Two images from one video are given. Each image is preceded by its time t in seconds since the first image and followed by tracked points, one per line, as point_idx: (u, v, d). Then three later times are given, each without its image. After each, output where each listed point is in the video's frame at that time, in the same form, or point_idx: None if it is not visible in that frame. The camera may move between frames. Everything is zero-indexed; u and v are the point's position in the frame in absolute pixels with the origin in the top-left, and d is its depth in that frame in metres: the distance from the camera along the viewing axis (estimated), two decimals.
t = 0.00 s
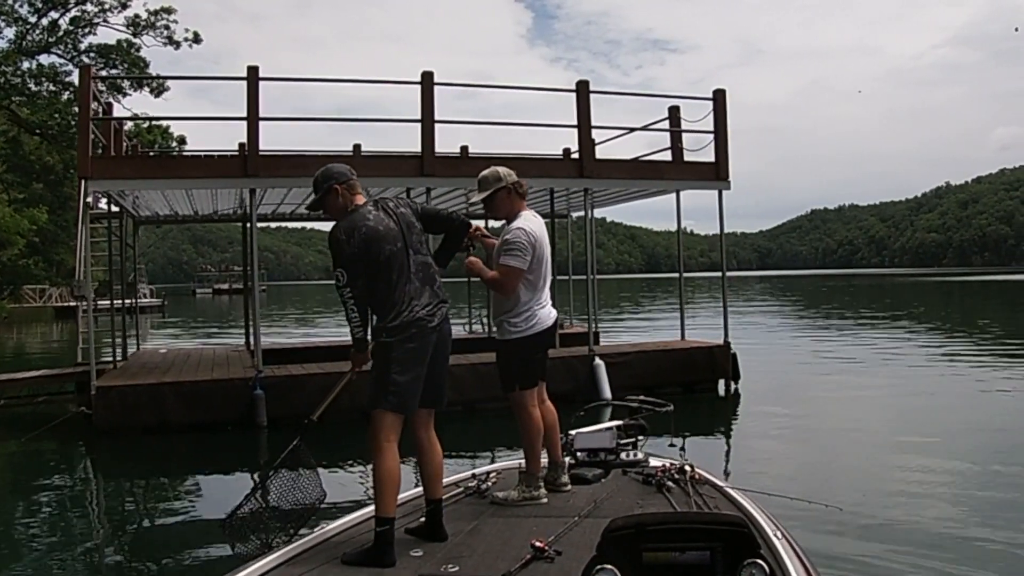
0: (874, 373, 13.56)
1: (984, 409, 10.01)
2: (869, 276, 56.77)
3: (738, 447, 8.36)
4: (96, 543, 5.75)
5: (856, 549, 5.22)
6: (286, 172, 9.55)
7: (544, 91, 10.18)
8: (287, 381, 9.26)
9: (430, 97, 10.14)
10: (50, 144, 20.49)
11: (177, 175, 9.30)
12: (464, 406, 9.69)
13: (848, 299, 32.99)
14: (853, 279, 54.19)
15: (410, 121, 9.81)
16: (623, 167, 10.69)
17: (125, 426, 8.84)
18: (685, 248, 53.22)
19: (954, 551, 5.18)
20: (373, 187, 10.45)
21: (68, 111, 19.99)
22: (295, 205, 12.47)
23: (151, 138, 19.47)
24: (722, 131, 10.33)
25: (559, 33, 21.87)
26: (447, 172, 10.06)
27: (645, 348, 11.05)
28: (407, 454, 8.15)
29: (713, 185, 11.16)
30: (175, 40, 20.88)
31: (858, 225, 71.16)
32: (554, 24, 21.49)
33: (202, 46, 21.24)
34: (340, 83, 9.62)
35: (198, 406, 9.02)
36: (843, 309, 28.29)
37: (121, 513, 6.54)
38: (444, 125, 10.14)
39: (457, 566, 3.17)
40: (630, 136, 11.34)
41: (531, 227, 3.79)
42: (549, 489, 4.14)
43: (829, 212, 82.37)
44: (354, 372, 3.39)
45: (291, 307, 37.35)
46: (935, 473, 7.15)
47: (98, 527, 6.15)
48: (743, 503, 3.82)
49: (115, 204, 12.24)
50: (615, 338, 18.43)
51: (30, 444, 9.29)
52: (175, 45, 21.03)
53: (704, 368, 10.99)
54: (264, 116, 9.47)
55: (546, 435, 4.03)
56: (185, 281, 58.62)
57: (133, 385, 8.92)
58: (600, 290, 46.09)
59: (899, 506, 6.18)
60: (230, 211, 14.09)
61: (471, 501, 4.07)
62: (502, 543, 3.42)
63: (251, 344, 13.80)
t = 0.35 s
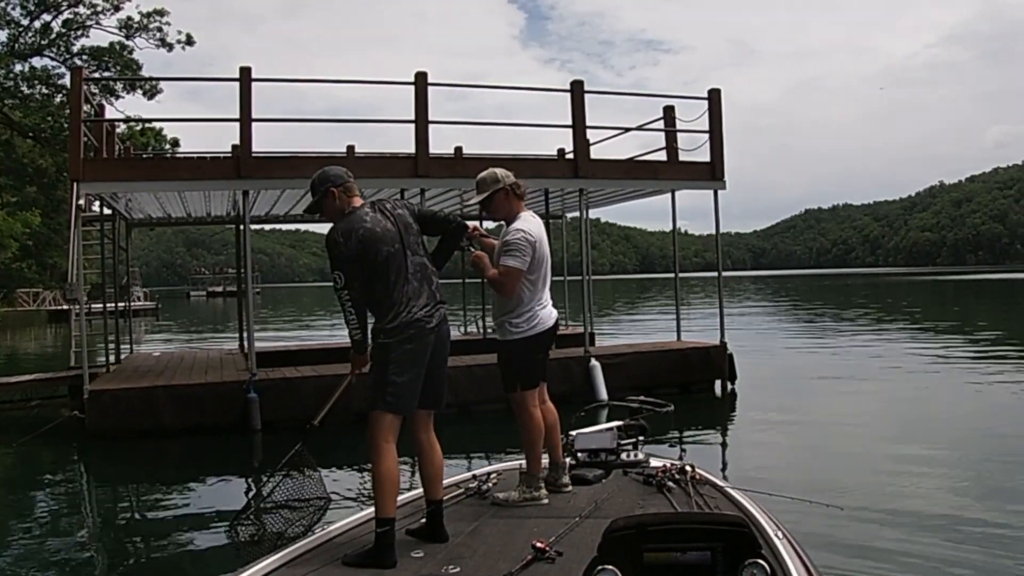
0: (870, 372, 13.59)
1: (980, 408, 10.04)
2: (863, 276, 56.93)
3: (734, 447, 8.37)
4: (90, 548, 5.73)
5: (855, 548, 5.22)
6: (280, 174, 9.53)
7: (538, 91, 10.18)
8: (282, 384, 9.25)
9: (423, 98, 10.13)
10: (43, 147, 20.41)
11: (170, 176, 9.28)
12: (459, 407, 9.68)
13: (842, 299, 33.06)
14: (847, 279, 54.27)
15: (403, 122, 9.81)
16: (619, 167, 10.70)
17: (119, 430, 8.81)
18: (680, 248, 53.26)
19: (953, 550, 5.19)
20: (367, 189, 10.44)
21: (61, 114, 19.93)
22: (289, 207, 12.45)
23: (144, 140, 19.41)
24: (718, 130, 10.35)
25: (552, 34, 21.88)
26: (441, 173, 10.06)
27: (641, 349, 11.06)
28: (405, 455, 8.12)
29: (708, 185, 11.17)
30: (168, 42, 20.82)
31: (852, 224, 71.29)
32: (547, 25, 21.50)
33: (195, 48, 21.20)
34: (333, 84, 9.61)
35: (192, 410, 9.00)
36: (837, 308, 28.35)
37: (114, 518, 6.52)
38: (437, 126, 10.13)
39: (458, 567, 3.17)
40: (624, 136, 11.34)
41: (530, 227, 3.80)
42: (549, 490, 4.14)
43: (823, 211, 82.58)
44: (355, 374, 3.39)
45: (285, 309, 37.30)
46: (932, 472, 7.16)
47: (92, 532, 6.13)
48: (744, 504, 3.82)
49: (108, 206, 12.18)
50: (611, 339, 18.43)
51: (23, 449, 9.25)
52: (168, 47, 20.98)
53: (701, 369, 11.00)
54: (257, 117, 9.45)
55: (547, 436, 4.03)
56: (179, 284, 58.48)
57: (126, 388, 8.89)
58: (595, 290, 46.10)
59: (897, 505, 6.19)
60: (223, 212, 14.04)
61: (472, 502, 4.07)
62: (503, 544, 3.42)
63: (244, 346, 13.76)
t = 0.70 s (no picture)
0: (864, 372, 13.62)
1: (975, 408, 10.08)
2: (857, 275, 57.13)
3: (730, 447, 8.39)
4: (84, 549, 5.71)
5: (853, 548, 5.24)
6: (274, 173, 9.51)
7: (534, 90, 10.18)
8: (276, 384, 9.24)
9: (418, 97, 10.12)
10: (35, 146, 20.34)
11: (163, 175, 9.25)
12: (453, 408, 9.67)
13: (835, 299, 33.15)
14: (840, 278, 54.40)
15: (399, 120, 9.79)
16: (615, 167, 10.70)
17: (112, 432, 8.77)
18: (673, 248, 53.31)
19: (950, 549, 5.22)
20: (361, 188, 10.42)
21: (53, 112, 19.86)
22: (283, 206, 12.42)
23: (137, 138, 19.36)
24: (714, 129, 10.36)
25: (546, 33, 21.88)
26: (437, 172, 10.05)
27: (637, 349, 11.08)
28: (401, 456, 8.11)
29: (703, 185, 11.18)
30: (162, 40, 20.77)
31: (845, 224, 71.45)
32: (542, 25, 21.50)
33: (189, 46, 21.15)
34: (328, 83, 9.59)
35: (186, 411, 8.98)
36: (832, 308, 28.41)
37: (107, 518, 6.50)
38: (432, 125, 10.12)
39: (460, 569, 3.17)
40: (620, 135, 11.35)
41: (531, 228, 3.79)
42: (550, 491, 4.14)
43: (817, 211, 82.72)
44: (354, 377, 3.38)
45: (280, 309, 37.23)
46: (928, 473, 7.18)
47: (84, 532, 6.12)
48: (746, 504, 3.83)
49: (101, 205, 12.14)
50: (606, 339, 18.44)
51: (15, 451, 9.20)
52: (162, 46, 20.93)
53: (697, 370, 11.02)
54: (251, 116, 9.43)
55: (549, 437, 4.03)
56: (173, 282, 58.31)
57: (119, 389, 8.87)
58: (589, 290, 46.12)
59: (893, 505, 6.21)
60: (217, 211, 14.01)
61: (473, 505, 4.07)
62: (504, 545, 3.42)
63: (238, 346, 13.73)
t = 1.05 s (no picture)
0: (859, 372, 13.66)
1: (969, 408, 10.12)
2: (851, 275, 57.31)
3: (725, 447, 8.41)
4: (76, 546, 5.69)
5: (850, 547, 5.26)
6: (269, 170, 9.48)
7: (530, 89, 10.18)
8: (269, 383, 9.22)
9: (414, 94, 10.11)
10: (28, 142, 20.27)
11: (155, 172, 9.21)
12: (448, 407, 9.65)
13: (829, 299, 33.23)
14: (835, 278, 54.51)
15: (394, 118, 9.78)
16: (611, 166, 10.70)
17: (103, 430, 8.74)
18: (668, 247, 53.38)
19: (946, 549, 5.24)
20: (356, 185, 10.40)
21: (47, 108, 19.79)
22: (277, 203, 12.39)
23: (131, 135, 19.30)
24: (710, 128, 10.37)
25: (542, 33, 21.89)
26: (432, 170, 10.05)
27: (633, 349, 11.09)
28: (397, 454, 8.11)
29: (699, 184, 11.20)
30: (157, 37, 20.72)
31: (840, 224, 71.60)
32: (537, 24, 21.50)
33: (184, 43, 21.10)
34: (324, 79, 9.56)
35: (178, 409, 8.96)
36: (826, 308, 28.49)
37: (98, 516, 6.48)
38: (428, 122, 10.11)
39: (460, 569, 3.17)
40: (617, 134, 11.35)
41: (532, 229, 3.79)
42: (550, 491, 4.14)
43: (811, 212, 82.92)
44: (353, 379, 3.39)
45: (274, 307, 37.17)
46: (922, 472, 7.21)
47: (76, 529, 6.10)
48: (746, 504, 3.83)
49: (94, 202, 12.10)
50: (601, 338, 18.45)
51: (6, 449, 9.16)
52: (156, 42, 20.86)
53: (692, 369, 11.04)
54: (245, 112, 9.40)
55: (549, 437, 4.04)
56: (166, 280, 58.13)
57: (110, 387, 8.84)
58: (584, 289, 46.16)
59: (888, 504, 6.24)
60: (210, 208, 13.96)
61: (473, 504, 4.07)
62: (504, 545, 3.42)
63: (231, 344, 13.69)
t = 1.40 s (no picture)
0: (853, 372, 13.69)
1: (963, 408, 10.15)
2: (845, 275, 57.45)
3: (720, 446, 8.42)
4: (67, 546, 5.67)
5: (845, 547, 5.27)
6: (261, 169, 9.45)
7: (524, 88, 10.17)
8: (261, 383, 9.19)
9: (407, 93, 10.09)
10: (20, 141, 20.18)
11: (146, 171, 9.18)
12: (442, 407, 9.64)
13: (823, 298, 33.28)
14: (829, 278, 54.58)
15: (387, 116, 9.76)
16: (605, 165, 10.70)
17: (95, 431, 8.70)
18: (662, 247, 53.40)
19: (942, 549, 5.25)
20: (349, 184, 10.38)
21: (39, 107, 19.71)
22: (270, 203, 12.35)
23: (124, 134, 19.24)
24: (704, 127, 10.38)
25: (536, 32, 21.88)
26: (425, 168, 10.03)
27: (627, 349, 11.09)
28: (391, 455, 8.08)
29: (694, 183, 11.20)
30: (149, 36, 20.65)
31: (834, 224, 71.74)
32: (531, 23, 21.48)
33: (177, 42, 21.04)
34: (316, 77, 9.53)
35: (170, 410, 8.92)
36: (820, 308, 28.53)
37: (89, 516, 6.45)
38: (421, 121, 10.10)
39: (458, 566, 3.18)
40: (611, 133, 11.35)
41: (530, 228, 3.81)
42: (549, 490, 4.14)
43: (805, 211, 83.07)
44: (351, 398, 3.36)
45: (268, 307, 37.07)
46: (917, 472, 7.21)
47: (68, 530, 6.07)
48: (745, 504, 3.83)
49: (85, 201, 12.05)
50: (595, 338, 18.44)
51: None
52: (149, 41, 20.80)
53: (687, 369, 11.05)
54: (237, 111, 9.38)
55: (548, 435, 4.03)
56: (159, 281, 57.93)
57: (102, 388, 8.80)
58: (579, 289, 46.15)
59: (884, 504, 6.25)
60: (202, 208, 13.91)
61: (472, 501, 4.07)
62: (502, 542, 3.42)
63: (223, 343, 13.65)
